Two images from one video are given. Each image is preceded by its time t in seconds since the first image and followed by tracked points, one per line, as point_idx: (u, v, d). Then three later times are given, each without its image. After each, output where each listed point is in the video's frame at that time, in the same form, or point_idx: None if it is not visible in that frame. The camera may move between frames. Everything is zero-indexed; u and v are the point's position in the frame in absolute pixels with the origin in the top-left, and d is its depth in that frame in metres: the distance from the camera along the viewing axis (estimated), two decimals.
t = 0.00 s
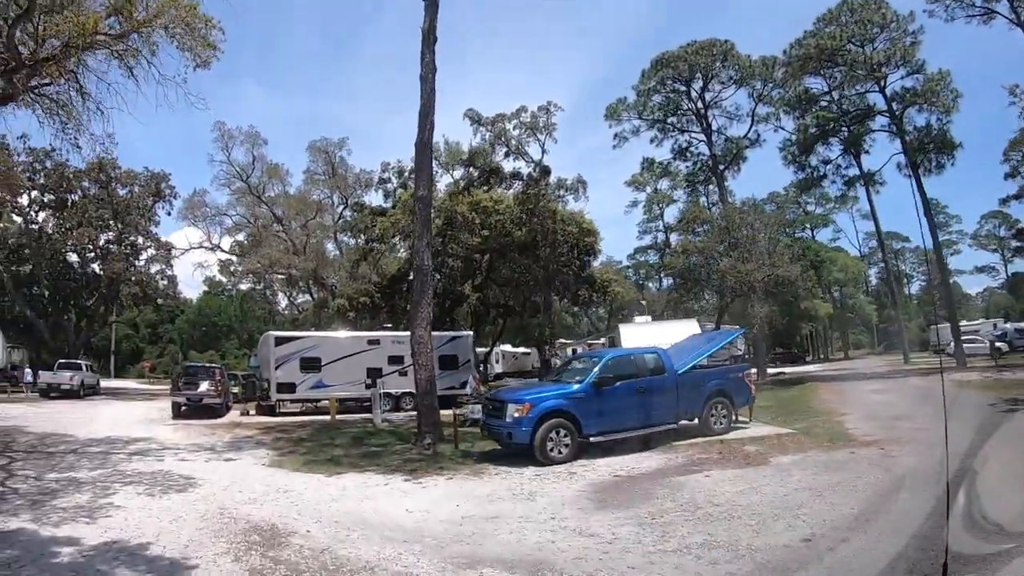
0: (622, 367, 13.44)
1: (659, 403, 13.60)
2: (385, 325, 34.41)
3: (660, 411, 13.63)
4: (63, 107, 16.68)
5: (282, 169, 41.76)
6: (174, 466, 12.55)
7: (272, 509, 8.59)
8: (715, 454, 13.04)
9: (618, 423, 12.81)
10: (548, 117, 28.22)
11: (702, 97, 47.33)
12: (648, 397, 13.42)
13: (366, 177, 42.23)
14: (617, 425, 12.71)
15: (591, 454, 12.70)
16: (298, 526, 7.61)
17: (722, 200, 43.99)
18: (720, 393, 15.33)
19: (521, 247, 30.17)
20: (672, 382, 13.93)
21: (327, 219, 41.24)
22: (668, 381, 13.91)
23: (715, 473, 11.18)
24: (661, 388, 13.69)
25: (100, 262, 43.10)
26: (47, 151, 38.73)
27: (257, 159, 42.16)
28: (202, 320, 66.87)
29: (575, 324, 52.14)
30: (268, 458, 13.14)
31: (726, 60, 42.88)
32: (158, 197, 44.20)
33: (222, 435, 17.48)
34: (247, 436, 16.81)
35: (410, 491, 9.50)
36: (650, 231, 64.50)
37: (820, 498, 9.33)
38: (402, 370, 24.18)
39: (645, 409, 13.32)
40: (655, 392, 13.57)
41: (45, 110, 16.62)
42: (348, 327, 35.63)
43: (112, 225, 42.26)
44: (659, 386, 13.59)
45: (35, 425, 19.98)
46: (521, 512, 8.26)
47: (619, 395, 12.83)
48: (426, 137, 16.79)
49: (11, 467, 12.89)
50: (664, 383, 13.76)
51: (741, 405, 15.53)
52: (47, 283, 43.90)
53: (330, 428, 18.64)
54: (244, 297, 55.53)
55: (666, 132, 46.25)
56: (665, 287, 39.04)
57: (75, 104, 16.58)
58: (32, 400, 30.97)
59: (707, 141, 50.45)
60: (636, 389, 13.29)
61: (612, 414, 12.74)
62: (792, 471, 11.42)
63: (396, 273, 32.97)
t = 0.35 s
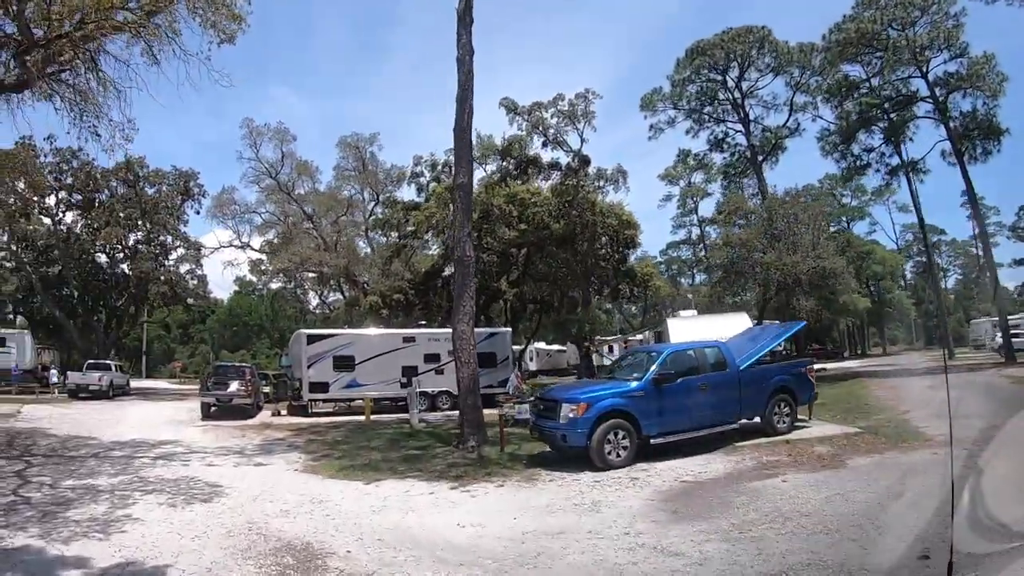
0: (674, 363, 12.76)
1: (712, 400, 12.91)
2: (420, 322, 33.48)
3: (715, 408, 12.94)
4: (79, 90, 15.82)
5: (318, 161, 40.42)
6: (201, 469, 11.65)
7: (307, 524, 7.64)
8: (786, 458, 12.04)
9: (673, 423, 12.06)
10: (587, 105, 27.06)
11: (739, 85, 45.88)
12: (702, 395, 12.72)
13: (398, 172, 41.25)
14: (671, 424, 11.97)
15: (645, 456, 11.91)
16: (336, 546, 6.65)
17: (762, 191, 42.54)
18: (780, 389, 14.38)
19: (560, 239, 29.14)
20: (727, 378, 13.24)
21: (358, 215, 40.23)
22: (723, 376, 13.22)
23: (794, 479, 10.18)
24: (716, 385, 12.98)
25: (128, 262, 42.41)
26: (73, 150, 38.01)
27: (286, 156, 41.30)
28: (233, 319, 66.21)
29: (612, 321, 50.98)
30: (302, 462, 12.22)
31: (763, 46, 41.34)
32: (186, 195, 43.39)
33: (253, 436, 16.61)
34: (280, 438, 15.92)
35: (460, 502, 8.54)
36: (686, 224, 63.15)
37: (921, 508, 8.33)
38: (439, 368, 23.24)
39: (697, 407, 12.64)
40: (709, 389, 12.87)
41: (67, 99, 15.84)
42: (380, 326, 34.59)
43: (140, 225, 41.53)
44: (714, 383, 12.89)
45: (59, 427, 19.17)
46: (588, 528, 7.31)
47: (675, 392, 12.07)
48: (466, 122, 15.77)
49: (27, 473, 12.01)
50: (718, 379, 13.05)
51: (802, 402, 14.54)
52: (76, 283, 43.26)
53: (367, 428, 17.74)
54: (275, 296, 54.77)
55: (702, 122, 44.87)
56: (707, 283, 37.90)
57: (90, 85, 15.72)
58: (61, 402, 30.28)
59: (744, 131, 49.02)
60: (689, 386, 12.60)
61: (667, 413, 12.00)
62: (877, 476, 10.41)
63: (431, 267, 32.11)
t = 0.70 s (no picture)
0: (736, 360, 11.82)
1: (777, 402, 12.00)
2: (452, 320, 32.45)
3: (781, 408, 12.00)
4: (94, 72, 15.02)
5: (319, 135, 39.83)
6: (229, 474, 10.76)
7: (345, 544, 6.71)
8: (863, 461, 11.07)
9: (738, 425, 11.17)
10: (626, 94, 25.93)
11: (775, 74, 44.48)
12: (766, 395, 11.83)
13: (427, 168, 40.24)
14: (739, 427, 11.06)
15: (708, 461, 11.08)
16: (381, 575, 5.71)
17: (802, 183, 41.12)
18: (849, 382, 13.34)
19: (597, 234, 28.15)
20: (794, 375, 12.29)
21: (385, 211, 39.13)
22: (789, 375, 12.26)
23: (881, 487, 9.20)
24: (781, 384, 12.06)
25: (155, 262, 41.66)
26: (98, 149, 37.27)
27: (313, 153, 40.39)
28: (262, 319, 65.46)
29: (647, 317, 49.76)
30: (337, 469, 11.31)
31: (801, 34, 39.91)
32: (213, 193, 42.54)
33: (283, 438, 15.71)
34: (312, 441, 15.01)
35: (516, 519, 7.63)
36: (720, 219, 61.79)
37: None
38: (475, 367, 22.27)
39: (762, 408, 11.74)
40: (774, 387, 11.96)
41: (89, 85, 15.11)
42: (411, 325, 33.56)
43: (166, 224, 40.76)
44: (779, 380, 11.97)
45: (82, 428, 18.36)
46: (670, 549, 6.36)
47: (740, 392, 11.18)
48: (507, 102, 14.82)
49: (42, 479, 11.16)
50: (784, 377, 12.12)
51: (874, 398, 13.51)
52: (103, 283, 42.61)
53: (403, 431, 16.83)
54: (304, 296, 53.96)
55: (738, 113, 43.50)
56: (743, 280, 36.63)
57: (106, 67, 14.92)
58: (88, 403, 29.53)
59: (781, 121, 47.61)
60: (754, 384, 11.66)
61: (733, 414, 11.11)
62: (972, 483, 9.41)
63: (465, 264, 31.15)
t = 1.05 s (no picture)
0: (802, 357, 10.99)
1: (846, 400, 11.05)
2: (484, 318, 31.51)
3: (849, 407, 11.05)
4: (106, 53, 14.27)
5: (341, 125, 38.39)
6: (252, 483, 9.82)
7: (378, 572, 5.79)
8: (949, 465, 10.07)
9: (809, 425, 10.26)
10: (662, 80, 24.91)
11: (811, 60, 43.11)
12: (836, 392, 10.89)
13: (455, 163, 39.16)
14: (812, 428, 10.12)
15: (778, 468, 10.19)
16: None
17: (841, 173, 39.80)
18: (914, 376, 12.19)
19: (634, 227, 27.18)
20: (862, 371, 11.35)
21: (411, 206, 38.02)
22: (855, 370, 11.35)
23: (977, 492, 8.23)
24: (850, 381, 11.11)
25: (180, 262, 40.94)
26: (121, 148, 36.55)
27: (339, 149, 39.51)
28: (289, 319, 64.66)
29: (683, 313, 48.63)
30: (370, 477, 10.35)
31: (838, 18, 38.54)
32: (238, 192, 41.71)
33: (311, 442, 14.78)
34: (341, 445, 14.07)
35: (578, 540, 6.67)
36: (752, 212, 60.52)
37: None
38: (509, 366, 21.36)
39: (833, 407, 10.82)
40: (844, 384, 11.03)
41: (101, 67, 14.42)
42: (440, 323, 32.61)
43: (191, 224, 40.00)
44: (849, 376, 11.03)
45: (101, 432, 17.51)
46: None
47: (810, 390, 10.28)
48: (547, 83, 13.84)
49: (51, 489, 10.27)
50: (854, 372, 11.19)
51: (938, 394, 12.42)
52: (129, 285, 41.94)
53: (437, 433, 15.91)
54: (331, 295, 53.15)
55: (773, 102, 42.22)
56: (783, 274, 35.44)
57: (119, 47, 14.20)
58: (113, 405, 28.80)
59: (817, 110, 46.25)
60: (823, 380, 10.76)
61: (803, 414, 10.19)
62: None
63: (497, 259, 30.33)
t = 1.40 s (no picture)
0: (881, 348, 9.92)
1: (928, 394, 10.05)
2: (515, 315, 30.43)
3: (930, 401, 9.97)
4: (119, 33, 13.47)
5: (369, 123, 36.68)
6: (280, 494, 8.88)
7: None
8: None
9: (889, 422, 9.37)
10: (698, 65, 23.81)
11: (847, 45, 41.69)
12: (916, 385, 9.81)
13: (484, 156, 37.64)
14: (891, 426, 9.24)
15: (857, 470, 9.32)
16: None
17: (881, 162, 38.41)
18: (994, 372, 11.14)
19: (672, 219, 26.15)
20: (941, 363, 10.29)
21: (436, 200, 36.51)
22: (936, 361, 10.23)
23: None
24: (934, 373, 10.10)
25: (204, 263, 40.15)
26: (142, 148, 35.70)
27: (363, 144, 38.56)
28: (316, 319, 63.73)
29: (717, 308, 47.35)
30: (408, 486, 9.41)
31: None
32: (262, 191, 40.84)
33: (342, 446, 13.85)
34: (375, 450, 13.13)
35: (660, 566, 5.68)
36: (785, 204, 59.08)
37: None
38: (547, 364, 20.49)
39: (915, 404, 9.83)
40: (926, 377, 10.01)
41: (114, 46, 13.61)
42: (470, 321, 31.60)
43: (215, 224, 39.11)
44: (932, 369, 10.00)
45: (123, 435, 16.64)
46: None
47: (890, 384, 9.37)
48: (588, 58, 12.89)
49: (62, 501, 9.34)
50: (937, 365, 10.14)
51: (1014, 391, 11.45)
52: (153, 286, 41.21)
53: (475, 435, 14.95)
54: (357, 294, 52.23)
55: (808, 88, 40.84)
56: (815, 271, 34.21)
57: (131, 26, 13.41)
58: (137, 408, 27.97)
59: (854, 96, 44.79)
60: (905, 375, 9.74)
61: (883, 410, 9.30)
62: None
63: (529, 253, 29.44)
